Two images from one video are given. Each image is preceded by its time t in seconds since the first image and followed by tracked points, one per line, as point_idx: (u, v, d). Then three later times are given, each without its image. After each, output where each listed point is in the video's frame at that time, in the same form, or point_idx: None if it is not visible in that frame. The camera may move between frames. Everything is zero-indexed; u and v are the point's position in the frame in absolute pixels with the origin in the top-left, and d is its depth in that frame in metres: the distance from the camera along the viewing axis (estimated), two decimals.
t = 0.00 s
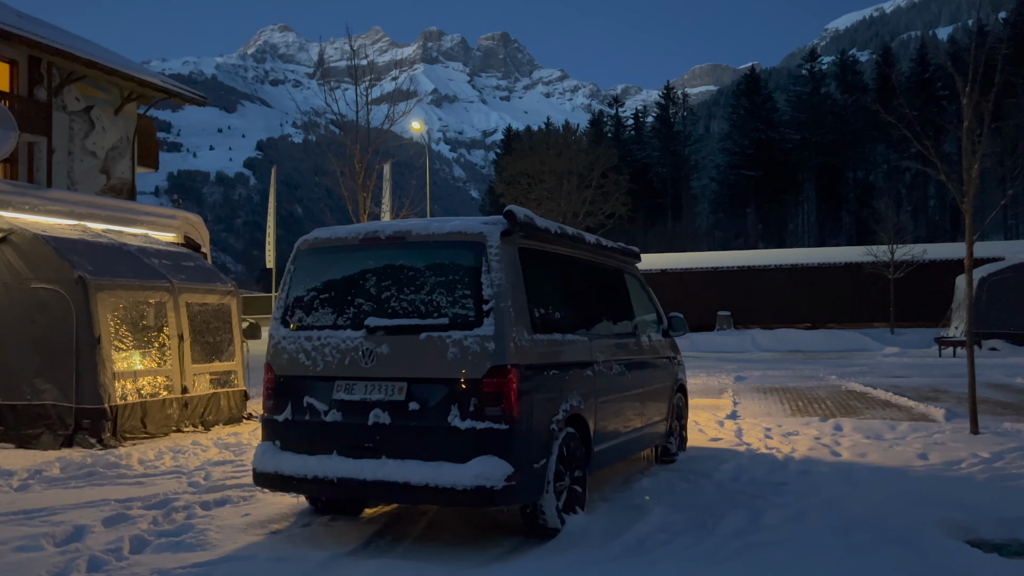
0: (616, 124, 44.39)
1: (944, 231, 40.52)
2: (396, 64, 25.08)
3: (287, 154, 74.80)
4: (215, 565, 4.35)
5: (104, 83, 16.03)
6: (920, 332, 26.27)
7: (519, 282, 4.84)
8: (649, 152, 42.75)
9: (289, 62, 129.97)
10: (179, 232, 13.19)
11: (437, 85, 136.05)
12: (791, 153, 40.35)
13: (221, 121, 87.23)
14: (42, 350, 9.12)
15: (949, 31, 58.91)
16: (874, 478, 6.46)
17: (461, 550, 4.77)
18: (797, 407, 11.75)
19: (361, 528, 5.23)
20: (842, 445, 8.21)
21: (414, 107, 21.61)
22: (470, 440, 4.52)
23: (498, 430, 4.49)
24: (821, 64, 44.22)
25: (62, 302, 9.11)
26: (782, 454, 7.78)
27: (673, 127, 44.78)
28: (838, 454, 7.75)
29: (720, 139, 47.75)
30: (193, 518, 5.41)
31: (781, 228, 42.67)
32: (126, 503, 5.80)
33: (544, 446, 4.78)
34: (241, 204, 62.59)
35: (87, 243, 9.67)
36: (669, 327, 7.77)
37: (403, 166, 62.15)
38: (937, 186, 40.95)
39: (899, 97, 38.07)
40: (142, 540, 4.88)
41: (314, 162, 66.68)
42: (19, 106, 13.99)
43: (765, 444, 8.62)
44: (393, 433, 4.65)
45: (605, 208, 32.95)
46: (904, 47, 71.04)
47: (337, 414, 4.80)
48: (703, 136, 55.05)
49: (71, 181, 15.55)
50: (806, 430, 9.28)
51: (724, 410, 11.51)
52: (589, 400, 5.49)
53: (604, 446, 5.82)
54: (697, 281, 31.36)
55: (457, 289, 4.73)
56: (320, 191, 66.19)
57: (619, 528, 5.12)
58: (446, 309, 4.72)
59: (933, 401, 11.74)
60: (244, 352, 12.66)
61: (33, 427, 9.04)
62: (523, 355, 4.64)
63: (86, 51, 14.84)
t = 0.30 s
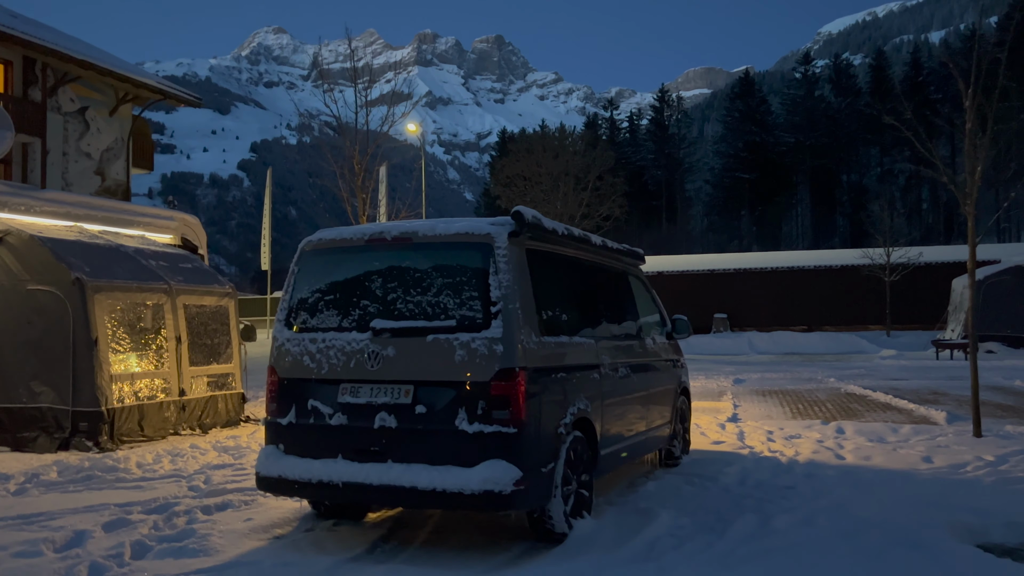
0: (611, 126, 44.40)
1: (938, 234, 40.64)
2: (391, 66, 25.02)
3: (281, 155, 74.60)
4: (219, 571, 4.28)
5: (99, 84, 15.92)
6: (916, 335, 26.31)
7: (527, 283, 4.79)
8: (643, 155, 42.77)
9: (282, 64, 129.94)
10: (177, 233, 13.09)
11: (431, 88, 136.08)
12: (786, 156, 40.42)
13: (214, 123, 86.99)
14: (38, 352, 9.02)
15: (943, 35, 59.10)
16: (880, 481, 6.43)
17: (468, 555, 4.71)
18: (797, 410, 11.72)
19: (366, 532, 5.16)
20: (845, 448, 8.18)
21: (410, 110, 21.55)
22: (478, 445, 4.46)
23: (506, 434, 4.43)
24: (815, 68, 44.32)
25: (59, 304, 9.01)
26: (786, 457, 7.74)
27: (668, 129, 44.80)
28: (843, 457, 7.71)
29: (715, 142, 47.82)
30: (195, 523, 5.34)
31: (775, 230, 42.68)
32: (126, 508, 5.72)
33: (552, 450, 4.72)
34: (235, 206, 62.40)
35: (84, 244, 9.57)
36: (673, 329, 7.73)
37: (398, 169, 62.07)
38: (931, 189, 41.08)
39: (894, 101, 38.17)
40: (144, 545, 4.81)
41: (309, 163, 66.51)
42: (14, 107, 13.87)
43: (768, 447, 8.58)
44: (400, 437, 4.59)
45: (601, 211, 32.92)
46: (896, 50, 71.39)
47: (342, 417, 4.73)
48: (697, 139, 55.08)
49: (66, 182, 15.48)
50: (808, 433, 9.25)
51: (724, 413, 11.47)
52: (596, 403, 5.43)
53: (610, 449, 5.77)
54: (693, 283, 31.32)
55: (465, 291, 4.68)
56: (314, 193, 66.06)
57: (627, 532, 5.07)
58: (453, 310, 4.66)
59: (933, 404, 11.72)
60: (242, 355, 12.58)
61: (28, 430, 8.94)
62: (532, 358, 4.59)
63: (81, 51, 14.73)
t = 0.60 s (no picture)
0: (606, 129, 44.40)
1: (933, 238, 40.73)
2: (386, 68, 24.95)
3: (276, 157, 74.39)
4: None
5: (93, 84, 15.79)
6: (911, 338, 26.32)
7: (532, 284, 4.71)
8: (638, 158, 42.75)
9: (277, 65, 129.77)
10: (172, 233, 12.97)
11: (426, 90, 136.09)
12: (781, 160, 40.47)
13: (208, 124, 86.73)
14: (32, 353, 8.91)
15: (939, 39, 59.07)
16: (886, 486, 6.36)
17: (472, 561, 4.62)
18: (797, 413, 11.66)
19: (367, 537, 5.08)
20: (848, 452, 8.12)
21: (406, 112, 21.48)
22: (483, 449, 4.38)
23: (512, 438, 4.35)
24: (810, 72, 44.42)
25: (53, 304, 8.91)
26: (789, 461, 7.68)
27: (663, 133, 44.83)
28: (846, 461, 7.65)
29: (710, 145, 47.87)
30: (193, 527, 5.25)
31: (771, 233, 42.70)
32: (122, 511, 5.62)
33: (558, 454, 4.65)
34: (229, 208, 62.16)
35: (79, 244, 9.45)
36: (676, 331, 7.67)
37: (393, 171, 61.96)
38: (926, 193, 41.19)
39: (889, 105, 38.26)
40: (141, 550, 4.72)
41: (303, 165, 66.31)
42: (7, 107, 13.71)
43: (770, 450, 8.52)
44: (403, 441, 4.50)
45: (597, 214, 32.88)
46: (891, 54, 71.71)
47: (344, 420, 4.65)
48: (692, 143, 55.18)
49: (59, 182, 15.29)
50: (810, 436, 9.20)
51: (724, 417, 11.42)
52: (600, 405, 5.36)
53: (614, 453, 5.69)
54: (689, 286, 31.26)
55: (469, 292, 4.60)
56: (309, 195, 65.88)
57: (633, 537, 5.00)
58: (458, 311, 4.58)
59: (933, 408, 11.68)
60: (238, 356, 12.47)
61: (22, 432, 8.83)
62: (538, 360, 4.51)
63: (75, 51, 14.59)
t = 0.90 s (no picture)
0: (600, 121, 44.27)
1: (926, 230, 40.84)
2: (380, 57, 24.75)
3: (267, 147, 73.94)
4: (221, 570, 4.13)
5: (83, 71, 15.56)
6: (905, 331, 26.40)
7: (537, 273, 4.65)
8: (632, 150, 42.68)
9: (267, 55, 128.91)
10: (166, 223, 12.83)
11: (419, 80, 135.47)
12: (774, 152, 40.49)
13: (199, 113, 86.11)
14: (24, 344, 8.80)
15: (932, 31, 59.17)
16: (888, 479, 6.34)
17: (477, 555, 4.57)
18: (794, 405, 11.66)
19: (370, 530, 5.02)
20: (848, 444, 8.10)
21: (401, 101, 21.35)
22: (488, 440, 4.32)
23: (518, 430, 4.30)
24: (803, 64, 44.40)
25: (46, 294, 8.80)
26: (790, 453, 7.66)
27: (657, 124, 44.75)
28: (846, 453, 7.64)
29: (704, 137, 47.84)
30: (191, 520, 5.17)
31: (764, 226, 42.73)
32: (119, 504, 5.55)
33: (564, 446, 4.59)
34: (220, 198, 61.77)
35: (72, 233, 9.33)
36: (677, 323, 7.63)
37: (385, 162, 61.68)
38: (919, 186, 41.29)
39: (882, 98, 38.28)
40: (140, 544, 4.65)
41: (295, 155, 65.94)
42: None
43: (769, 442, 8.50)
44: (407, 432, 4.44)
45: (591, 205, 32.80)
46: (884, 46, 71.82)
47: (347, 411, 4.58)
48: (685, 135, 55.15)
49: (50, 171, 15.04)
50: (808, 428, 9.19)
51: (721, 408, 11.40)
52: (604, 396, 5.31)
53: (617, 445, 5.65)
54: (683, 278, 31.26)
55: (474, 282, 4.54)
56: (300, 186, 65.54)
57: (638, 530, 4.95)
58: (462, 302, 4.52)
59: (929, 400, 11.70)
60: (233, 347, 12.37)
61: (14, 423, 8.73)
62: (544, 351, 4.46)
63: (65, 38, 14.38)
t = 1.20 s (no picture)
0: (591, 115, 44.20)
1: (914, 225, 41.06)
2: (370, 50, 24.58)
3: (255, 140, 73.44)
4: (222, 567, 4.08)
5: (70, 63, 15.34)
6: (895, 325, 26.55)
7: (542, 265, 4.62)
8: (623, 144, 42.64)
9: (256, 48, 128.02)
10: (157, 216, 12.70)
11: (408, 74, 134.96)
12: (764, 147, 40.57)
13: (186, 106, 85.39)
14: (15, 337, 8.69)
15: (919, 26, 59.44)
16: (887, 473, 6.34)
17: (481, 551, 4.53)
18: (788, 399, 11.69)
19: (371, 525, 4.97)
20: (845, 439, 8.12)
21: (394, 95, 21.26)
22: (493, 435, 4.29)
23: (522, 425, 4.26)
24: (792, 59, 44.52)
25: (37, 287, 8.68)
26: (787, 448, 7.67)
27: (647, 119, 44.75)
28: (844, 447, 7.65)
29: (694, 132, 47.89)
30: (190, 515, 5.12)
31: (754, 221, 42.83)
32: (115, 499, 5.48)
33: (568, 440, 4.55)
34: (208, 192, 61.32)
35: (63, 226, 9.20)
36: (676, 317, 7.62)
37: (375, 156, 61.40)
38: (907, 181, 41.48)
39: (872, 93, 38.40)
40: (139, 540, 4.59)
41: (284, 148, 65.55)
42: None
43: (766, 436, 8.51)
44: (411, 427, 4.39)
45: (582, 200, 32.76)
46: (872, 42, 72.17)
47: (349, 405, 4.53)
48: (675, 130, 55.20)
49: (36, 164, 14.82)
50: (804, 422, 9.21)
51: (716, 403, 11.41)
52: (606, 390, 5.28)
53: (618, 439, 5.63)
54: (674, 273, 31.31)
55: (479, 274, 4.51)
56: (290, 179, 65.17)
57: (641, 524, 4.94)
58: (467, 295, 4.48)
59: (922, 394, 11.75)
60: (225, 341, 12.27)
61: (5, 418, 8.63)
62: (549, 345, 4.43)
63: (52, 29, 14.17)
